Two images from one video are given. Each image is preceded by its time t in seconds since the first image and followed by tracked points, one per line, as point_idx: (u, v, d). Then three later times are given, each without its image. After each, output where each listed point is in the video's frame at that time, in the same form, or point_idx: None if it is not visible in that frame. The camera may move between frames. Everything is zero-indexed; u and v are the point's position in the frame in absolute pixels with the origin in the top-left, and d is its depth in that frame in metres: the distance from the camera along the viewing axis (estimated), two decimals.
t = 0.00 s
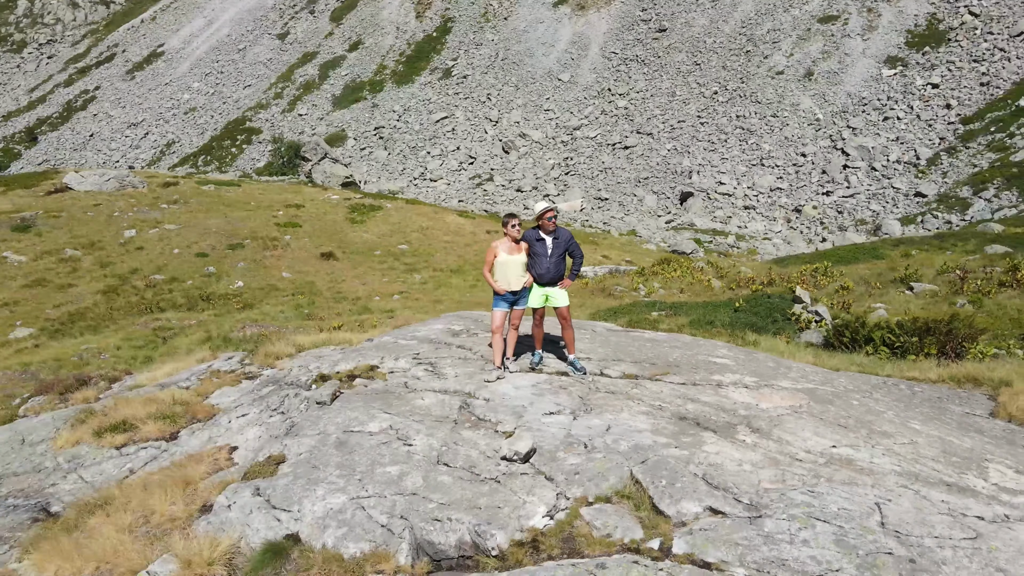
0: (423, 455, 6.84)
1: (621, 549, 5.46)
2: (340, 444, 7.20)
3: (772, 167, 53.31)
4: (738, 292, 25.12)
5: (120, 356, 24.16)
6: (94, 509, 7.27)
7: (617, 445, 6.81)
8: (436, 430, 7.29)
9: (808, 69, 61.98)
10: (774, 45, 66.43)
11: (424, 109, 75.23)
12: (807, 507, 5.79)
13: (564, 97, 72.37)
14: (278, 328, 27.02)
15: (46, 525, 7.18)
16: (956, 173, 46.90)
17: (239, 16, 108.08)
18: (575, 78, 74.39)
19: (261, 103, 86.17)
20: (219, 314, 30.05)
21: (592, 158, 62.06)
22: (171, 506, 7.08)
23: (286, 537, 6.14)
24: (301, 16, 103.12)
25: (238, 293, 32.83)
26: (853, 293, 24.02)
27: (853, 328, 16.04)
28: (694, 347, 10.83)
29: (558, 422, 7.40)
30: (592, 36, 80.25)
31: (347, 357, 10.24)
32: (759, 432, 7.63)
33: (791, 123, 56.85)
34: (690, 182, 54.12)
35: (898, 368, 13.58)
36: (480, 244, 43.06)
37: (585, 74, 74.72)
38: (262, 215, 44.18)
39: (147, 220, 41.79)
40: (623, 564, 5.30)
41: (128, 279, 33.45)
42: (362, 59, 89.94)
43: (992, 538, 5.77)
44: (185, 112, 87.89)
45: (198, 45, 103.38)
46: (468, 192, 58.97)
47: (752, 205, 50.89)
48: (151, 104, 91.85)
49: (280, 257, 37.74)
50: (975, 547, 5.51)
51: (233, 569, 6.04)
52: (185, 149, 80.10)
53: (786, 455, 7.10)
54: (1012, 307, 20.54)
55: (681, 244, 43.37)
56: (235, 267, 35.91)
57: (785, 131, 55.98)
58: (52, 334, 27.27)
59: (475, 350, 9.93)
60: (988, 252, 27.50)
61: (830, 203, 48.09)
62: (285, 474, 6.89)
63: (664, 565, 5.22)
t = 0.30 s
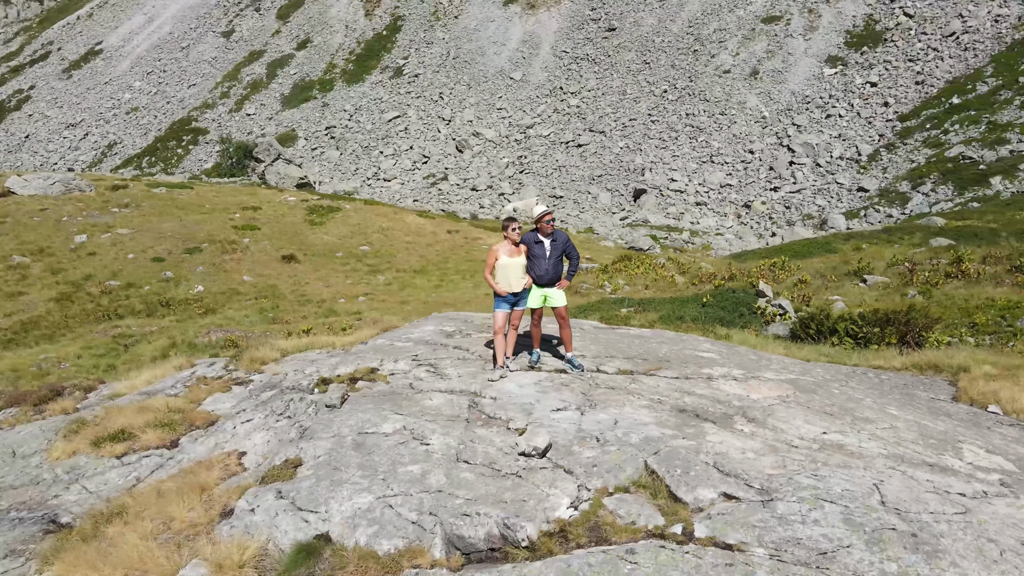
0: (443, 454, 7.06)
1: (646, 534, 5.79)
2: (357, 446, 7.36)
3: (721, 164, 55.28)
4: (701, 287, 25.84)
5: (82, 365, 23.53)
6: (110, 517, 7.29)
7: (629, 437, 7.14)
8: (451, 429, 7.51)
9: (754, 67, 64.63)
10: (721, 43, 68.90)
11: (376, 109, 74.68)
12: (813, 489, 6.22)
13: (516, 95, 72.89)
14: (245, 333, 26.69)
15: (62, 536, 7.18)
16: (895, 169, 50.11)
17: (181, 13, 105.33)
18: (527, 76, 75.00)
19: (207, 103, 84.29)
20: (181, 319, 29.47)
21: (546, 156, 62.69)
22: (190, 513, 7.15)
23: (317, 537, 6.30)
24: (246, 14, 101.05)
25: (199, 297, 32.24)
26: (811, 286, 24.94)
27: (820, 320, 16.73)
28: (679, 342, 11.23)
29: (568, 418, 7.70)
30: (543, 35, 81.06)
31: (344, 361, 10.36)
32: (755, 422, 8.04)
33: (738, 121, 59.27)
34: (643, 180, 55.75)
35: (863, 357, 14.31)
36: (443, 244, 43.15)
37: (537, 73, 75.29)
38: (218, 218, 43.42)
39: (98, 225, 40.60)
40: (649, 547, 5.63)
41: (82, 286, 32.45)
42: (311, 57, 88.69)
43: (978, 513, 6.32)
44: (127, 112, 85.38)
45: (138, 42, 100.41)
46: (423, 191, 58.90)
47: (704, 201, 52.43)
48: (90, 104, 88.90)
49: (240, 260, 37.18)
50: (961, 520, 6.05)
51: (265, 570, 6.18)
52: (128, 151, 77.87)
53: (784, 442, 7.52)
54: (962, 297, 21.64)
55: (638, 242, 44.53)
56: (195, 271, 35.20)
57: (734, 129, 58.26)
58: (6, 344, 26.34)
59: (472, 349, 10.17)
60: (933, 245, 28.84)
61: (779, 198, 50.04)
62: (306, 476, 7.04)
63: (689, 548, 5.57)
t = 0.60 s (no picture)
0: (461, 451, 7.32)
1: (668, 520, 6.15)
2: (375, 446, 7.57)
3: (672, 162, 56.99)
4: (666, 284, 26.50)
5: (42, 376, 22.84)
6: (129, 526, 7.34)
7: (638, 430, 7.51)
8: (465, 428, 7.77)
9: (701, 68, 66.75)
10: (669, 44, 71.03)
11: (326, 108, 73.91)
12: (815, 472, 6.69)
13: (468, 95, 73.01)
14: (211, 340, 26.34)
15: (80, 546, 7.20)
16: (838, 165, 51.93)
17: (119, 11, 102.24)
18: (479, 75, 75.48)
19: (150, 103, 82.13)
20: (142, 327, 28.81)
21: (500, 155, 62.98)
22: (212, 517, 7.27)
23: (348, 536, 6.50)
24: (188, 12, 98.53)
25: (158, 304, 31.56)
26: (770, 281, 25.78)
27: (785, 314, 17.46)
28: (665, 338, 11.65)
29: (576, 414, 8.03)
30: (494, 35, 81.47)
31: (342, 364, 10.48)
32: (750, 412, 8.49)
33: (688, 120, 61.16)
34: (597, 177, 56.47)
35: (831, 348, 14.98)
36: (404, 245, 43.08)
37: (488, 72, 75.76)
38: (172, 223, 42.48)
39: (46, 230, 39.22)
40: (673, 532, 5.99)
41: (34, 292, 31.31)
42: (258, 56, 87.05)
43: (963, 489, 6.89)
44: (64, 113, 82.54)
45: (74, 41, 97.04)
46: (376, 193, 58.84)
47: (656, 199, 53.38)
48: (24, 105, 85.58)
49: (198, 265, 36.51)
50: (950, 496, 6.60)
51: (298, 570, 6.35)
52: (66, 154, 75.34)
53: (779, 430, 7.98)
54: (913, 289, 22.70)
55: (596, 239, 45.31)
56: (152, 277, 34.38)
57: (683, 127, 60.12)
58: None
59: (470, 349, 10.44)
60: (882, 240, 30.07)
61: (728, 195, 51.74)
62: (327, 478, 7.22)
63: (710, 531, 5.95)
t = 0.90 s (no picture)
0: (479, 447, 7.61)
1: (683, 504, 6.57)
2: (394, 445, 7.80)
3: (625, 159, 59.03)
4: (633, 281, 27.08)
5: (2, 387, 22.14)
6: (152, 531, 7.43)
7: (645, 421, 7.93)
8: (479, 424, 8.07)
9: (651, 65, 70.24)
10: (619, 43, 73.75)
11: (275, 108, 72.73)
12: (814, 456, 7.20)
13: (420, 94, 73.18)
14: (176, 346, 25.91)
15: (104, 553, 7.28)
16: (784, 162, 54.68)
17: (51, 7, 98.48)
18: (430, 74, 75.79)
19: (89, 104, 79.91)
20: (102, 334, 28.09)
21: (454, 154, 63.21)
22: (236, 520, 7.42)
23: (378, 532, 6.74)
24: (127, 8, 95.29)
25: (117, 310, 30.79)
26: (732, 276, 26.59)
27: (753, 308, 18.12)
28: (651, 333, 12.11)
29: (582, 408, 8.39)
30: (444, 33, 81.71)
31: (342, 367, 10.65)
32: (743, 402, 8.99)
33: (639, 117, 64.00)
34: (551, 175, 57.22)
35: (800, 340, 15.68)
36: (366, 246, 42.91)
37: (439, 71, 76.35)
38: (125, 227, 41.38)
39: None
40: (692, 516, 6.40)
41: None
42: (202, 55, 85.01)
43: (945, 467, 7.52)
44: None
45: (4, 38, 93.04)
46: (329, 193, 58.28)
47: (611, 196, 54.33)
48: None
49: (156, 270, 35.72)
50: (935, 473, 7.21)
51: (331, 567, 6.57)
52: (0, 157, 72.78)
53: (772, 418, 8.48)
54: (866, 280, 23.83)
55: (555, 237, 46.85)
56: (108, 283, 33.49)
57: (635, 125, 62.61)
58: None
59: (467, 349, 10.69)
60: (833, 233, 31.38)
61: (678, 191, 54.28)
62: (350, 477, 7.44)
63: (725, 513, 6.39)
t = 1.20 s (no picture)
0: (496, 441, 7.96)
1: (695, 487, 7.03)
2: (412, 442, 8.08)
3: (579, 157, 59.87)
4: (600, 278, 27.63)
5: None
6: (179, 534, 7.57)
7: (650, 412, 8.37)
8: (492, 420, 8.40)
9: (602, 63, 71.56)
10: (569, 42, 75.00)
11: (222, 108, 71.26)
12: (810, 438, 7.78)
13: (370, 93, 72.67)
14: (142, 354, 25.47)
15: (133, 557, 7.41)
16: (734, 159, 56.68)
17: None
18: (382, 73, 75.22)
19: (26, 104, 77.58)
20: (61, 343, 27.28)
21: (408, 154, 63.15)
22: (262, 520, 7.61)
23: (409, 525, 7.03)
24: (62, 5, 92.34)
25: (74, 318, 29.94)
26: (695, 271, 27.38)
27: (720, 302, 18.87)
28: (637, 329, 12.59)
29: (588, 402, 8.78)
30: (394, 32, 81.36)
31: (342, 370, 10.84)
32: (735, 391, 9.51)
33: (591, 115, 64.98)
34: (506, 174, 57.70)
35: (770, 331, 16.41)
36: (328, 248, 42.63)
37: (391, 70, 75.77)
38: (76, 232, 40.15)
39: None
40: (704, 497, 6.87)
41: None
42: (143, 53, 82.71)
43: (924, 445, 8.21)
44: None
45: None
46: (282, 194, 57.73)
47: (565, 194, 55.89)
48: None
49: (113, 276, 34.85)
50: (919, 452, 7.89)
51: (363, 561, 6.84)
52: None
53: (764, 406, 9.01)
54: (824, 274, 24.82)
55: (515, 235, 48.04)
56: (62, 290, 32.42)
57: (588, 123, 63.55)
58: None
59: (466, 348, 11.00)
60: (789, 229, 32.51)
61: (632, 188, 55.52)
62: (374, 474, 7.70)
63: (737, 494, 6.88)
